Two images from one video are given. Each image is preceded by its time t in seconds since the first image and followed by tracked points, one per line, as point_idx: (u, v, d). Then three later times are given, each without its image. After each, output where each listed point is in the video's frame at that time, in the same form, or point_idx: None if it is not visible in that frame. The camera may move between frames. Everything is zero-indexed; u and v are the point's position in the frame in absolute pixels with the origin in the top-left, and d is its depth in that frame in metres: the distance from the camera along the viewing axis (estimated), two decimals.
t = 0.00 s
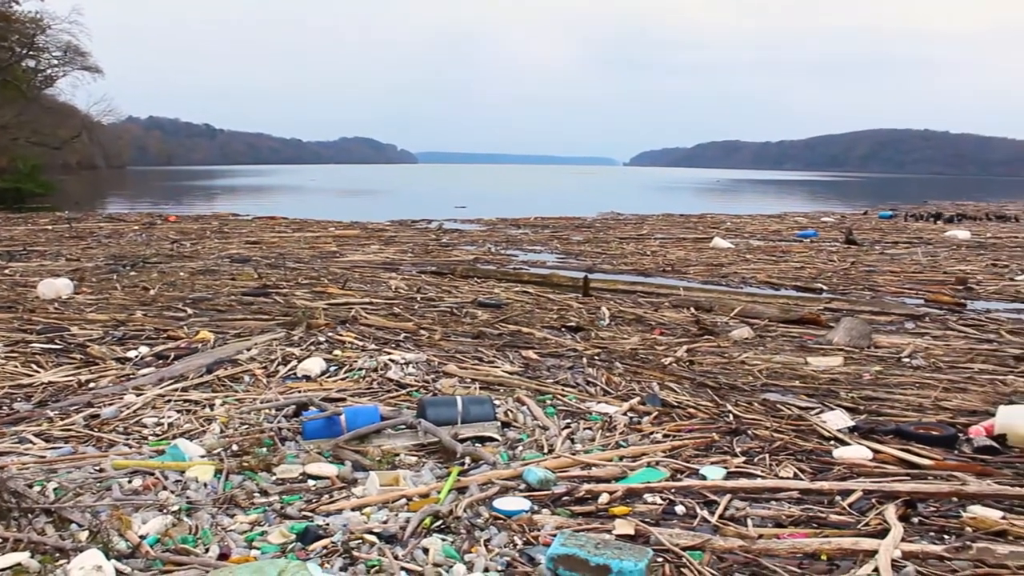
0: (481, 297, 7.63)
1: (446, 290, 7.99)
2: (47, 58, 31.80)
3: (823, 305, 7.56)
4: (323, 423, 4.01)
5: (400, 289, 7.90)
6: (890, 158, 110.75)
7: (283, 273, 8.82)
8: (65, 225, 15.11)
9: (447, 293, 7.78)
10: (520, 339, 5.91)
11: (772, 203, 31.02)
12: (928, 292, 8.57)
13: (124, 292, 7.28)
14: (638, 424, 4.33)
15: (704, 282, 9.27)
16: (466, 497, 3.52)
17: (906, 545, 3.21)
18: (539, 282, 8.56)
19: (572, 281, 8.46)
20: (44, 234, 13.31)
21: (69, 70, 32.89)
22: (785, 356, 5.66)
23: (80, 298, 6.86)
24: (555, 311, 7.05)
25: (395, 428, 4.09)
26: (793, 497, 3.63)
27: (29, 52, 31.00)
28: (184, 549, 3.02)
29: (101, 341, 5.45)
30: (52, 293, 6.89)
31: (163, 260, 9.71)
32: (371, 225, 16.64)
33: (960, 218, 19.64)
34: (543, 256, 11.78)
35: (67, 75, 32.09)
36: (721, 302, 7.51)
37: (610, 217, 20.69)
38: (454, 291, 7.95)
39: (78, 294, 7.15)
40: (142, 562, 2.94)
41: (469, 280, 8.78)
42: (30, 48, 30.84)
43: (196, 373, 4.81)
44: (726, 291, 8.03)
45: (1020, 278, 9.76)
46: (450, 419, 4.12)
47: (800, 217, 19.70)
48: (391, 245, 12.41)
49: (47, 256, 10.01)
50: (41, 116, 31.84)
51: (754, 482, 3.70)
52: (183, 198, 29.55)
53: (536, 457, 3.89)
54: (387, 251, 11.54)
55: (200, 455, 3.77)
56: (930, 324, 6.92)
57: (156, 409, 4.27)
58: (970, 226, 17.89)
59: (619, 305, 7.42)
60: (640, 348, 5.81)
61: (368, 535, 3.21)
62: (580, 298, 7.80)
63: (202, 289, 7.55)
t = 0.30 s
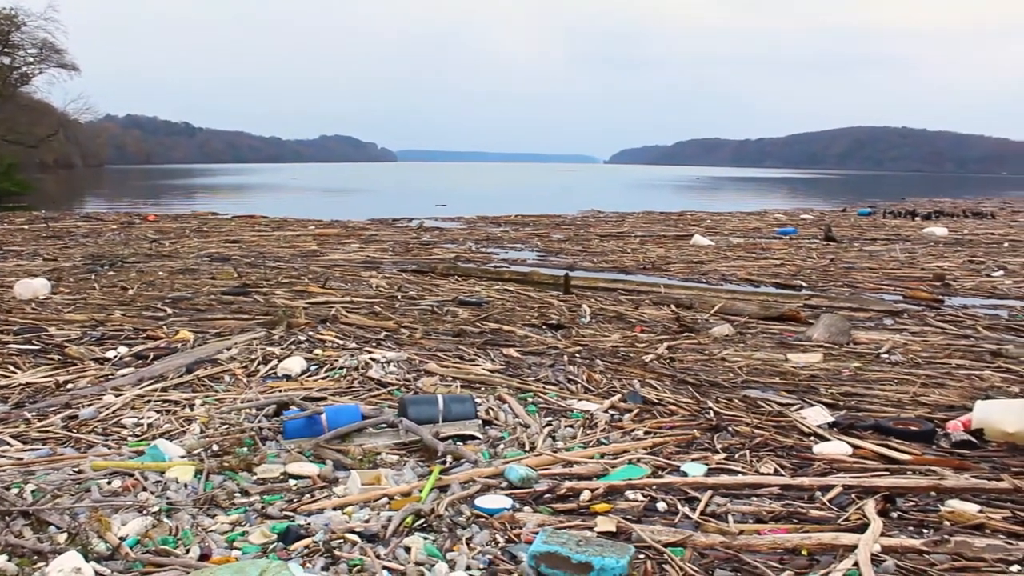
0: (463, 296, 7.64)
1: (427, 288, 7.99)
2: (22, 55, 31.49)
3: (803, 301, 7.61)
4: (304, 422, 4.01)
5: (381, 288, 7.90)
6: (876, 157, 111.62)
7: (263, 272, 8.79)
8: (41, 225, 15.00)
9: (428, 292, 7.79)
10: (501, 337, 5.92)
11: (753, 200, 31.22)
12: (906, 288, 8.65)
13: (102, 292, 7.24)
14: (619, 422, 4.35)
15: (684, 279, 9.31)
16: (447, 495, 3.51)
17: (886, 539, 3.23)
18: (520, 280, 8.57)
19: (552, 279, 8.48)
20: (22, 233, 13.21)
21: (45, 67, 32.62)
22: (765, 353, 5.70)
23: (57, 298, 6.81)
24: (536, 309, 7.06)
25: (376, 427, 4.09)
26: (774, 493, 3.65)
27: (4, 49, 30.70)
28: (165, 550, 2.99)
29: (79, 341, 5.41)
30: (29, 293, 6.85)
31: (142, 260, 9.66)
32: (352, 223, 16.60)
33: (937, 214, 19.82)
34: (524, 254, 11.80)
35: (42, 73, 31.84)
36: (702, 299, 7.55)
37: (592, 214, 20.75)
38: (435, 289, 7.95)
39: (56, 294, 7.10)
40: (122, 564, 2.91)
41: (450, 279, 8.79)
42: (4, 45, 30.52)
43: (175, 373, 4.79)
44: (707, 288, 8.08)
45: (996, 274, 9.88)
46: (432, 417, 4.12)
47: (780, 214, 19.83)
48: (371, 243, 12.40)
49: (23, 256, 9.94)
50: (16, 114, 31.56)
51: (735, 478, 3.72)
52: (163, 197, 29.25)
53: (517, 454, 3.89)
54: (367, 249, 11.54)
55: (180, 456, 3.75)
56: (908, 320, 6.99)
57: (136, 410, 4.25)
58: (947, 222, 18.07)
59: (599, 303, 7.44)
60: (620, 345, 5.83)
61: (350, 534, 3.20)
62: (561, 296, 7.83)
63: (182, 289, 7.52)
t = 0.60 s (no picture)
0: (443, 291, 7.64)
1: (407, 283, 7.99)
2: None
3: (783, 295, 7.66)
4: (285, 419, 4.00)
5: (361, 283, 7.89)
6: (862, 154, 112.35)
7: (243, 268, 8.76)
8: (17, 221, 14.86)
9: (409, 287, 7.78)
10: (482, 332, 5.93)
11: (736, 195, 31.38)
12: (885, 282, 8.71)
13: (80, 289, 7.20)
14: (600, 416, 4.36)
15: (665, 274, 9.35)
16: (428, 490, 3.51)
17: (865, 531, 3.25)
18: (500, 275, 8.57)
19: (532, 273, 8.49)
20: None
21: (19, 61, 32.37)
22: (745, 347, 5.74)
23: (33, 295, 6.77)
24: (516, 303, 7.07)
25: (357, 423, 4.08)
26: (754, 486, 3.66)
27: None
28: (145, 548, 2.97)
29: (57, 338, 5.37)
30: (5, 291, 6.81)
31: (120, 256, 9.61)
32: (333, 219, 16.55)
33: (916, 209, 19.97)
34: (504, 249, 11.81)
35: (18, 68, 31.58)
36: (682, 294, 7.59)
37: (573, 209, 20.78)
38: (416, 284, 7.95)
39: (33, 291, 7.06)
40: (101, 562, 2.89)
41: (431, 274, 8.79)
42: None
43: (155, 369, 4.77)
44: (687, 283, 8.12)
45: (973, 267, 9.97)
46: (413, 413, 4.12)
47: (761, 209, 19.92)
48: (351, 238, 12.37)
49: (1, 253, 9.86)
50: None
51: (716, 472, 3.74)
52: (142, 192, 29.01)
53: (498, 449, 3.90)
54: (347, 244, 11.52)
55: (159, 453, 3.73)
56: (887, 314, 7.05)
57: (115, 407, 4.23)
58: (925, 216, 18.22)
59: (580, 297, 7.46)
60: (601, 340, 5.85)
61: (331, 530, 3.19)
62: (541, 291, 7.84)
63: (161, 285, 7.49)
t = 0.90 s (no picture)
0: (423, 290, 7.65)
1: (387, 282, 7.98)
2: None
3: (762, 291, 7.71)
4: (265, 419, 4.00)
5: (340, 283, 7.88)
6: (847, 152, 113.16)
7: (221, 268, 8.73)
8: None
9: (388, 286, 7.78)
10: (462, 330, 5.93)
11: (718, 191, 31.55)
12: (862, 277, 8.79)
13: (56, 290, 7.14)
14: (580, 413, 4.38)
15: (644, 270, 9.39)
16: (409, 489, 3.51)
17: (845, 524, 3.27)
18: (480, 274, 8.58)
19: (512, 271, 8.50)
20: None
21: None
22: (724, 343, 5.77)
23: (8, 298, 6.71)
24: (496, 301, 7.09)
25: (338, 423, 4.08)
26: (734, 482, 3.68)
27: None
28: (124, 551, 2.94)
29: (33, 341, 5.33)
30: None
31: (97, 257, 9.54)
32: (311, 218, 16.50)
33: (892, 204, 20.17)
34: (484, 247, 11.83)
35: None
36: (661, 290, 7.62)
37: (554, 207, 20.83)
38: (395, 283, 7.95)
39: (7, 293, 7.00)
40: (79, 565, 2.86)
41: (410, 272, 8.79)
42: None
43: (133, 371, 4.74)
44: (666, 280, 8.16)
45: (948, 262, 10.09)
46: (393, 412, 4.12)
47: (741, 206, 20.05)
48: (330, 238, 12.35)
49: None
50: None
51: (696, 467, 3.76)
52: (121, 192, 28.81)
53: (479, 448, 3.90)
54: (326, 244, 11.50)
55: (138, 455, 3.71)
56: (865, 309, 7.11)
57: (92, 409, 4.20)
58: (902, 212, 18.40)
59: (560, 295, 7.48)
60: (581, 337, 5.87)
61: (312, 530, 3.18)
62: (521, 288, 7.86)
63: (138, 286, 7.45)
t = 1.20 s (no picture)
0: (405, 290, 7.65)
1: (369, 283, 7.98)
2: None
3: (744, 290, 7.74)
4: (247, 421, 3.99)
5: (323, 283, 7.86)
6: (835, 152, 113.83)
7: (203, 269, 8.69)
8: None
9: (371, 287, 7.77)
10: (444, 330, 5.93)
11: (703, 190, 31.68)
12: (843, 275, 8.85)
13: (35, 292, 7.09)
14: (563, 412, 4.39)
15: (626, 270, 9.41)
16: (392, 490, 3.51)
17: (827, 522, 3.29)
18: (463, 274, 8.58)
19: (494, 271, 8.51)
20: None
21: None
22: (706, 342, 5.79)
23: None
24: (478, 301, 7.09)
25: (320, 423, 4.08)
26: (716, 480, 3.70)
27: None
28: (105, 554, 2.92)
29: (11, 343, 5.28)
30: None
31: (77, 258, 9.48)
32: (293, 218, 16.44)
33: (873, 203, 20.30)
34: (467, 247, 11.84)
35: None
36: (643, 290, 7.64)
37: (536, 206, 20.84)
38: (378, 284, 7.94)
39: None
40: (59, 569, 2.83)
41: (393, 273, 8.78)
42: None
43: (114, 373, 4.72)
44: (649, 279, 8.18)
45: (928, 260, 10.17)
46: (376, 412, 4.12)
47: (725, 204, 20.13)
48: (312, 238, 12.32)
49: None
50: None
51: (679, 466, 3.77)
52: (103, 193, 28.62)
53: (462, 448, 3.91)
54: (308, 244, 11.47)
55: (119, 457, 3.69)
56: (846, 307, 7.16)
57: (73, 412, 4.18)
58: (882, 210, 18.53)
59: (542, 294, 7.49)
60: (564, 336, 5.89)
61: (295, 531, 3.17)
62: (504, 288, 7.87)
63: (119, 288, 7.41)
